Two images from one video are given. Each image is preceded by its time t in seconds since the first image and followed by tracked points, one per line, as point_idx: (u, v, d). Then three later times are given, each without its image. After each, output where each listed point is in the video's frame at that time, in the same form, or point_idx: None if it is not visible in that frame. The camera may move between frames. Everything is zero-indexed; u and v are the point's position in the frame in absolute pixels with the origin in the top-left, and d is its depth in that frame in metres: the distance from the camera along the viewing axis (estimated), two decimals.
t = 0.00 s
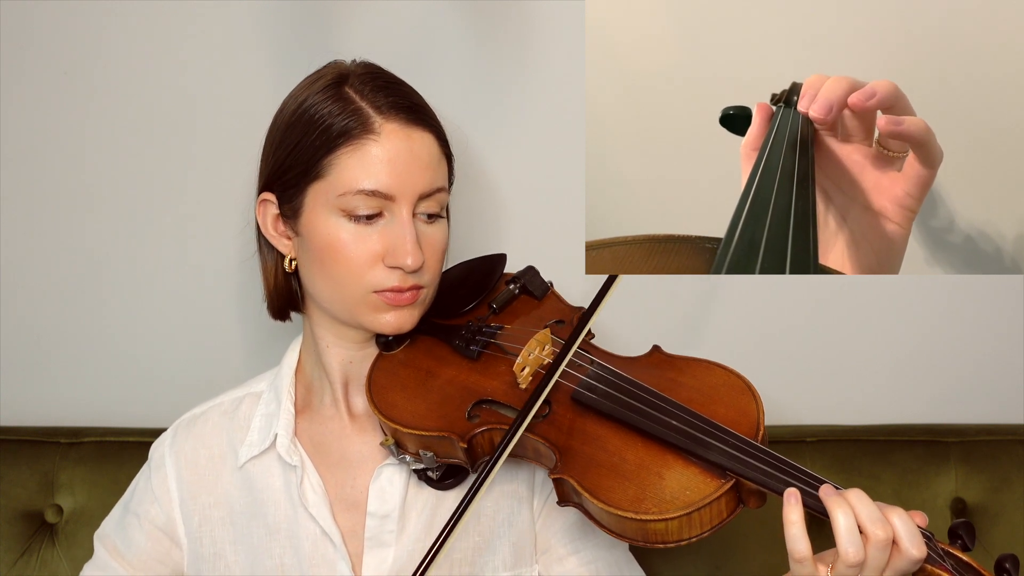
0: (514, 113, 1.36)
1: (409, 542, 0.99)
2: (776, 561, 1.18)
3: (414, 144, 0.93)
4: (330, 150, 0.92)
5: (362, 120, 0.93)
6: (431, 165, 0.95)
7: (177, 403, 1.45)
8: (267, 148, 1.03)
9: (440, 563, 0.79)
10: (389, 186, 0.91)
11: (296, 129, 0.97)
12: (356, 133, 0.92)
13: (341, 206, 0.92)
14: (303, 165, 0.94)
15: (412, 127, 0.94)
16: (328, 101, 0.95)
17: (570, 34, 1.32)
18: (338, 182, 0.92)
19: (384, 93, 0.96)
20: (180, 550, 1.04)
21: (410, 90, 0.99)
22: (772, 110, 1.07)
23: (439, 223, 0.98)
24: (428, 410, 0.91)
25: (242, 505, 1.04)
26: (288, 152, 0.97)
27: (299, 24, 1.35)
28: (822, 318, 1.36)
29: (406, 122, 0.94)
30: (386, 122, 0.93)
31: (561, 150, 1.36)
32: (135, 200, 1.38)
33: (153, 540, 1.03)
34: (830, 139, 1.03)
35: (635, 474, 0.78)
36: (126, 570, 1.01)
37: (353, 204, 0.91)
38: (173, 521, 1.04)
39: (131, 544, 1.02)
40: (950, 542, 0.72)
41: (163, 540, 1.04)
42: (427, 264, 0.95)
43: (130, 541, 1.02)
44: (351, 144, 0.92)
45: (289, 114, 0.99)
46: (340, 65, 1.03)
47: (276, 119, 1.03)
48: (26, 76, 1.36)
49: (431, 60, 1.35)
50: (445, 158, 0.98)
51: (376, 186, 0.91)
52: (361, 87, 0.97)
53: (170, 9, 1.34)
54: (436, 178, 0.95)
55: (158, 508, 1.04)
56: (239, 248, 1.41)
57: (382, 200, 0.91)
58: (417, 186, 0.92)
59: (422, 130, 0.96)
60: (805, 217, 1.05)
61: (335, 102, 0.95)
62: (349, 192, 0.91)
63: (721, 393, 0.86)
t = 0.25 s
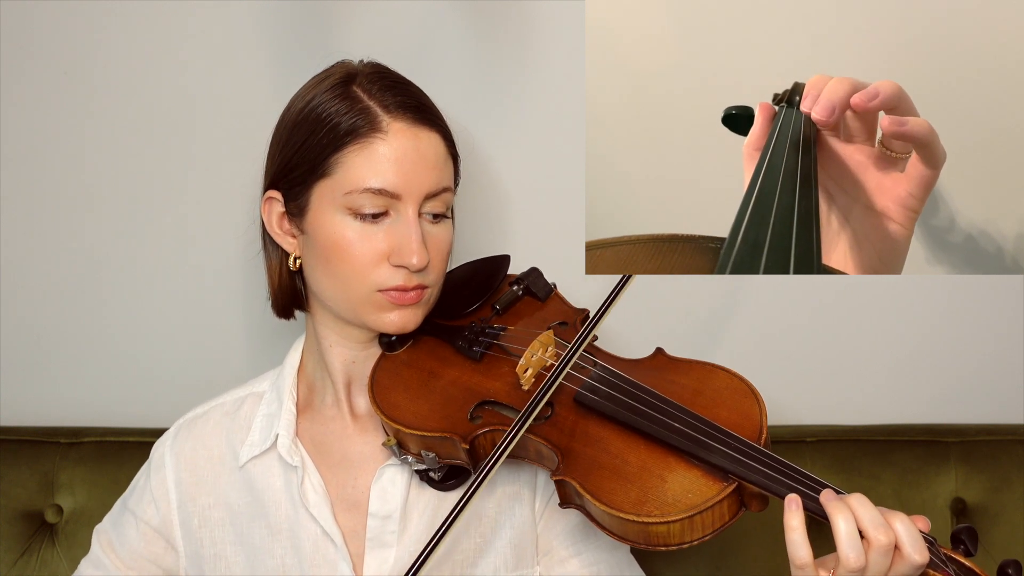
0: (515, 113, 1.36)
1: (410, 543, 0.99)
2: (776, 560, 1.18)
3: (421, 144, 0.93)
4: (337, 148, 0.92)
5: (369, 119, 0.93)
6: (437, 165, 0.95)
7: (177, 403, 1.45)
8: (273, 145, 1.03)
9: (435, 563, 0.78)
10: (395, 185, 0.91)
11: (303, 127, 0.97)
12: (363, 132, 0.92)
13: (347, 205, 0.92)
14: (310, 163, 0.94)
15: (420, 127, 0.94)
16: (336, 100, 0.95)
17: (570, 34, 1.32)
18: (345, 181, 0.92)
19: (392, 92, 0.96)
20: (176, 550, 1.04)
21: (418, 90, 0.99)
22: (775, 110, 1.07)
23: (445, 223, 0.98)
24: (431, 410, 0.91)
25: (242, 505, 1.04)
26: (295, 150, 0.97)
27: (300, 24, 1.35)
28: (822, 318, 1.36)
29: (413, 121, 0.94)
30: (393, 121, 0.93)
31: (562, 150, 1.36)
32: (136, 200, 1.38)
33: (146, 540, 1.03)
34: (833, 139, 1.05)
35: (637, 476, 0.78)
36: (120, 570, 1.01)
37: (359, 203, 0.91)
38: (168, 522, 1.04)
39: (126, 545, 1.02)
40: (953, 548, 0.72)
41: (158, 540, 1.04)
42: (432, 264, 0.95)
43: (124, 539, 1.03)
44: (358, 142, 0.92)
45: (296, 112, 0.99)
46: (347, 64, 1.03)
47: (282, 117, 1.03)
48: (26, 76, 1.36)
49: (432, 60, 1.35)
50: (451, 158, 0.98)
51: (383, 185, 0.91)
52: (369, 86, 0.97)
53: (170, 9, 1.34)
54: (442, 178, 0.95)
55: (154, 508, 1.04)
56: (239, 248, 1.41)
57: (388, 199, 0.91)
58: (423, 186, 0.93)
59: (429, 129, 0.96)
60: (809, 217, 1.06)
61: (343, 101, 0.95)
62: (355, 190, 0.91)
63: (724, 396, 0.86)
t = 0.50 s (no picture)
0: (514, 113, 1.35)
1: (409, 543, 0.99)
2: (776, 561, 1.18)
3: (417, 143, 0.93)
4: (333, 149, 0.92)
5: (365, 120, 0.93)
6: (434, 164, 0.95)
7: (176, 403, 1.45)
8: (270, 146, 1.03)
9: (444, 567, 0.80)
10: (391, 185, 0.91)
11: (299, 127, 0.97)
12: (359, 132, 0.92)
13: (343, 205, 0.92)
14: (306, 163, 0.94)
15: (416, 127, 0.94)
16: (332, 100, 0.95)
17: (570, 34, 1.32)
18: (341, 181, 0.91)
19: (388, 92, 0.96)
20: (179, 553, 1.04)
21: (414, 90, 0.99)
22: (776, 110, 1.07)
23: (441, 223, 0.98)
24: (427, 410, 0.91)
25: (241, 507, 1.04)
26: (291, 150, 0.97)
27: (300, 24, 1.35)
28: (822, 318, 1.36)
29: (409, 121, 0.94)
30: (389, 121, 0.93)
31: (562, 150, 1.36)
32: (135, 200, 1.38)
33: (150, 544, 1.03)
34: (833, 140, 1.04)
35: (634, 475, 0.78)
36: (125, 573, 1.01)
37: (355, 203, 0.91)
38: (170, 524, 1.04)
39: (130, 549, 1.02)
40: (949, 546, 0.72)
41: (160, 544, 1.04)
42: (429, 264, 0.95)
43: (128, 545, 1.03)
44: (354, 143, 0.92)
45: (292, 113, 0.99)
46: (343, 64, 1.03)
47: (279, 118, 1.03)
48: (26, 77, 1.36)
49: (431, 60, 1.35)
50: (447, 158, 0.98)
51: (379, 185, 0.91)
52: (364, 86, 0.97)
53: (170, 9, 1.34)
54: (438, 178, 0.95)
55: (155, 511, 1.04)
56: (239, 247, 1.41)
57: (385, 199, 0.91)
58: (420, 185, 0.92)
59: (425, 129, 0.96)
60: (809, 218, 1.06)
61: (339, 101, 0.95)
62: (351, 190, 0.91)
63: (720, 395, 0.86)
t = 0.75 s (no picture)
0: (514, 113, 1.35)
1: (407, 542, 0.99)
2: (776, 561, 1.18)
3: (410, 142, 0.93)
4: (326, 149, 0.92)
5: (358, 119, 0.93)
6: (427, 163, 0.95)
7: (176, 403, 1.45)
8: (264, 147, 1.03)
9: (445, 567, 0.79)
10: (385, 184, 0.91)
11: (292, 128, 0.97)
12: (352, 131, 0.92)
13: (337, 205, 0.92)
14: (300, 163, 0.94)
15: (409, 126, 0.94)
16: (325, 100, 0.95)
17: (569, 34, 1.32)
18: (335, 180, 0.92)
19: (381, 91, 0.96)
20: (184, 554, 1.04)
21: (407, 89, 0.99)
22: (776, 110, 1.07)
23: (435, 222, 0.98)
24: (423, 408, 0.91)
25: (241, 507, 1.04)
26: (285, 151, 0.97)
27: (299, 24, 1.35)
28: (822, 318, 1.36)
29: (402, 120, 0.94)
30: (382, 121, 0.93)
31: (561, 150, 1.36)
32: (135, 200, 1.39)
33: (155, 546, 1.03)
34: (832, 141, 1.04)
35: (629, 472, 0.78)
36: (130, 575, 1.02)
37: (349, 203, 0.91)
38: (172, 525, 1.04)
39: (135, 551, 1.02)
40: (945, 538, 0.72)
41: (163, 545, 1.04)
42: (423, 262, 0.95)
43: (133, 548, 1.02)
44: (347, 142, 0.92)
45: (286, 114, 0.99)
46: (337, 65, 1.03)
47: (272, 119, 1.03)
48: (26, 77, 1.36)
49: (431, 60, 1.35)
50: (441, 157, 0.98)
51: (372, 184, 0.91)
52: (357, 86, 0.97)
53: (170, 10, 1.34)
54: (432, 176, 0.95)
55: (157, 512, 1.04)
56: (238, 247, 1.41)
57: (378, 198, 0.91)
58: (413, 184, 0.92)
59: (418, 128, 0.96)
60: (808, 219, 1.06)
61: (332, 101, 0.95)
62: (345, 190, 0.91)
63: (716, 391, 0.86)
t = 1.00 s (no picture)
0: (513, 113, 1.35)
1: (407, 540, 0.99)
2: (776, 561, 1.18)
3: (406, 142, 0.93)
4: (322, 149, 0.92)
5: (354, 119, 0.93)
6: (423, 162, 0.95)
7: (176, 402, 1.45)
8: (261, 148, 1.03)
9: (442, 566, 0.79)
10: (381, 184, 0.91)
11: (289, 128, 0.97)
12: (348, 131, 0.92)
13: (333, 204, 0.92)
14: (296, 163, 0.94)
15: (404, 125, 0.94)
16: (321, 101, 0.95)
17: (569, 34, 1.32)
18: (331, 180, 0.92)
19: (376, 91, 0.96)
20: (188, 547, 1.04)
21: (403, 89, 0.99)
22: (777, 111, 1.07)
23: (432, 221, 0.98)
24: (422, 407, 0.91)
25: (243, 504, 1.04)
26: (281, 151, 0.97)
27: (299, 25, 1.35)
28: (821, 318, 1.36)
29: (398, 120, 0.94)
30: (378, 120, 0.93)
31: (561, 150, 1.36)
32: (135, 200, 1.39)
33: (161, 543, 1.03)
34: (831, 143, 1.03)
35: (628, 469, 0.77)
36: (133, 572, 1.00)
37: (345, 202, 0.91)
38: (177, 521, 1.04)
39: (140, 549, 1.02)
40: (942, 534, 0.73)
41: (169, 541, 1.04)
42: (420, 262, 0.95)
43: (138, 546, 1.02)
44: (343, 142, 0.92)
45: (282, 114, 0.99)
46: (333, 65, 1.03)
47: (269, 120, 1.03)
48: (26, 77, 1.36)
49: (431, 60, 1.35)
50: (437, 156, 0.98)
51: (368, 184, 0.91)
52: (353, 86, 0.97)
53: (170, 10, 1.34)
54: (428, 175, 0.95)
55: (161, 509, 1.04)
56: (238, 247, 1.41)
57: (374, 198, 0.91)
58: (409, 184, 0.93)
59: (414, 128, 0.96)
60: (812, 220, 1.04)
61: (328, 101, 0.95)
62: (341, 190, 0.91)
63: (714, 389, 0.86)
